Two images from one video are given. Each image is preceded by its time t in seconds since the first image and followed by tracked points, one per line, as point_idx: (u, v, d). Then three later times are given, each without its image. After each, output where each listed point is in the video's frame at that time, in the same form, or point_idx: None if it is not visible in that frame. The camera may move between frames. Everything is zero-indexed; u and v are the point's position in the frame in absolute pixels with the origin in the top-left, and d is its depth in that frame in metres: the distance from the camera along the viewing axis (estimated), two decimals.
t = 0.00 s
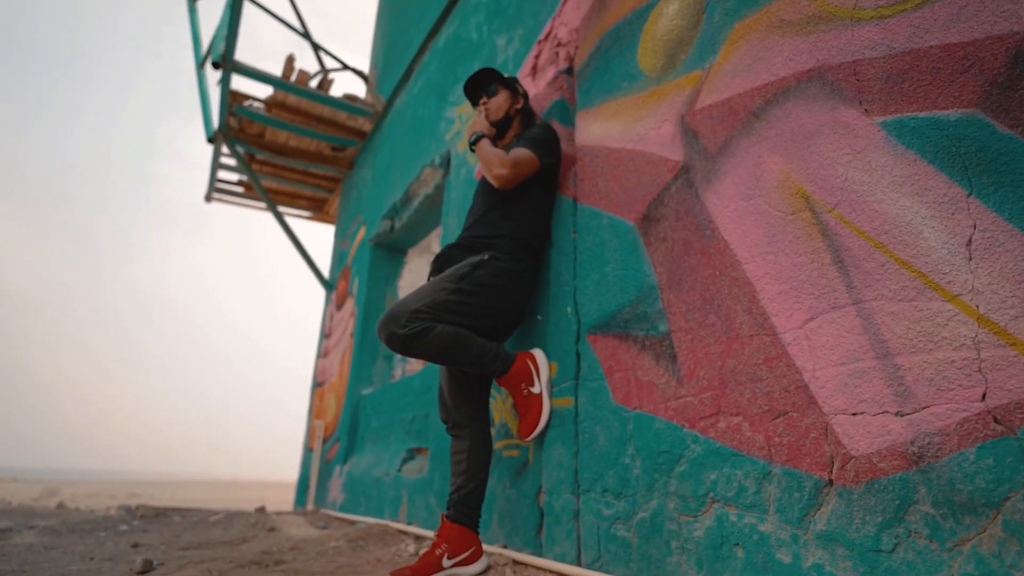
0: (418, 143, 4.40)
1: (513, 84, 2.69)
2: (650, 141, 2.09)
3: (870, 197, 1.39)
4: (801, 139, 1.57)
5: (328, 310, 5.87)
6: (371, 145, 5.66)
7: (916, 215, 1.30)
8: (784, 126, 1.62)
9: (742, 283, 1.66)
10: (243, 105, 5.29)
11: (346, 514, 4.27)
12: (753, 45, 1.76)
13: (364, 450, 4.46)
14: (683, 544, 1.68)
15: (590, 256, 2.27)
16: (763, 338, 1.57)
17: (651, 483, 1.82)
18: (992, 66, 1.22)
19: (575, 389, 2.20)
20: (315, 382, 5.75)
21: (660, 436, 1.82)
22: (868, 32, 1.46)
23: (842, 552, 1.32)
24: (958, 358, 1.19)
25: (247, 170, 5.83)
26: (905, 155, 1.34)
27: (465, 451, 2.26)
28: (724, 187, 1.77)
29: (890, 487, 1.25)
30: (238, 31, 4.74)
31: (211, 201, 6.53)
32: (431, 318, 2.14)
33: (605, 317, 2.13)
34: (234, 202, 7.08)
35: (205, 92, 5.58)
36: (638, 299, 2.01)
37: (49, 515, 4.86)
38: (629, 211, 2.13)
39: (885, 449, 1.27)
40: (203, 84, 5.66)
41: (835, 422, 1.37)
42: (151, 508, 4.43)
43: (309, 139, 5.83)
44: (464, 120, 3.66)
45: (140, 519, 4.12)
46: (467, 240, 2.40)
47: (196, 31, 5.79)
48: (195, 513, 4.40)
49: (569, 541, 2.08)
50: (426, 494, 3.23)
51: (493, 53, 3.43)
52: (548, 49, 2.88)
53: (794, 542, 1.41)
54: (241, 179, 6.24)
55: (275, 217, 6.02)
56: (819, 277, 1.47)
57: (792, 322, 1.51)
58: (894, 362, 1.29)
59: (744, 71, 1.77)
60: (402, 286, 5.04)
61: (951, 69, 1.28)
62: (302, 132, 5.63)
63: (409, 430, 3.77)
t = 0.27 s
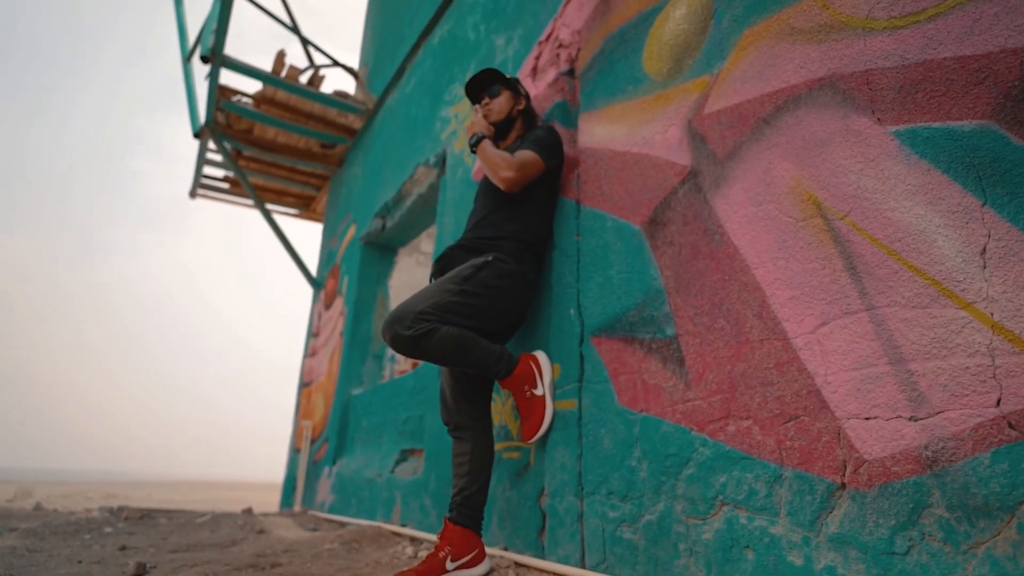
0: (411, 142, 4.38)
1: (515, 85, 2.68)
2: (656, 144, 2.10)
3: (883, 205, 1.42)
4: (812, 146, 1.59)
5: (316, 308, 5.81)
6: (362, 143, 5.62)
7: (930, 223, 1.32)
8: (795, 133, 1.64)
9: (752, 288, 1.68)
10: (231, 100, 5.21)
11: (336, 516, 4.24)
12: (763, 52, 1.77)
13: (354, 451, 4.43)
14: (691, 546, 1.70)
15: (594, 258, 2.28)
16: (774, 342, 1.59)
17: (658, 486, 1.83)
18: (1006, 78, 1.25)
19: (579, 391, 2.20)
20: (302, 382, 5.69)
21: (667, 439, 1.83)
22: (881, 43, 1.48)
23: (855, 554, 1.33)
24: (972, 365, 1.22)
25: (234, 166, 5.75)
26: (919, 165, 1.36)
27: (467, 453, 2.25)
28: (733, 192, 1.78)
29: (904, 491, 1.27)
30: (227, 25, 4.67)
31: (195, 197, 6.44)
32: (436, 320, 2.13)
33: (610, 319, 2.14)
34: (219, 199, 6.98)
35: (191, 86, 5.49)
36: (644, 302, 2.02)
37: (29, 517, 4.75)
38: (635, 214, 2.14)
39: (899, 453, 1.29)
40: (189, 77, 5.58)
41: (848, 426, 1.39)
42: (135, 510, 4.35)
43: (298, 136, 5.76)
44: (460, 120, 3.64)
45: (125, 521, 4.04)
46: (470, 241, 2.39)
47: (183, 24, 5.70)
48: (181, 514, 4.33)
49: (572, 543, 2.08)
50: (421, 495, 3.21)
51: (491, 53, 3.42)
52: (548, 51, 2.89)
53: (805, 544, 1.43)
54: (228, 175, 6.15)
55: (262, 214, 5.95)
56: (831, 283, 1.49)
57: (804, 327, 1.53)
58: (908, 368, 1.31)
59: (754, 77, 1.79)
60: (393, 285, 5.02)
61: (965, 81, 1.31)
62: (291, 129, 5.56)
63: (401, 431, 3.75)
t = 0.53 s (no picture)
0: (405, 140, 4.35)
1: (518, 86, 2.68)
2: (663, 148, 2.12)
3: (897, 212, 1.44)
4: (825, 153, 1.61)
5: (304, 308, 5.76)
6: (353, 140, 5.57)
7: (944, 232, 1.35)
8: (806, 140, 1.66)
9: (762, 293, 1.69)
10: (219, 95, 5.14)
11: (327, 517, 4.20)
12: (773, 59, 1.79)
13: (345, 452, 4.39)
14: (700, 549, 1.71)
15: (598, 261, 2.28)
16: (786, 347, 1.61)
17: (666, 489, 1.84)
18: (1021, 91, 1.27)
19: (583, 393, 2.21)
20: (290, 381, 5.63)
21: (676, 442, 1.84)
22: (894, 53, 1.51)
23: (869, 557, 1.35)
24: (988, 371, 1.24)
25: (222, 163, 5.67)
26: (933, 174, 1.38)
27: (471, 455, 2.25)
28: (743, 197, 1.80)
29: (919, 494, 1.29)
30: (217, 19, 4.61)
31: (181, 194, 6.35)
32: (442, 321, 2.12)
33: (616, 322, 2.15)
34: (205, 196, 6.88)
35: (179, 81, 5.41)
36: (651, 305, 2.03)
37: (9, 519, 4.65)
38: (641, 217, 2.15)
39: (913, 457, 1.31)
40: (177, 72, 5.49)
41: (861, 431, 1.41)
42: (121, 512, 4.28)
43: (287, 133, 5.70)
44: (457, 119, 3.63)
45: (111, 523, 3.98)
46: (474, 243, 2.38)
47: (170, 18, 5.61)
48: (169, 516, 4.27)
49: (577, 546, 2.09)
50: (417, 497, 3.20)
51: (490, 53, 3.42)
52: (550, 52, 2.89)
53: (818, 547, 1.45)
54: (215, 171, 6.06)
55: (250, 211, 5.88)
56: (843, 289, 1.51)
57: (816, 333, 1.55)
58: (922, 374, 1.33)
59: (764, 84, 1.81)
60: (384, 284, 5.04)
61: (980, 92, 1.33)
62: (281, 125, 5.50)
63: (395, 432, 3.73)
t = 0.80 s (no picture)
0: (400, 139, 4.33)
1: (521, 87, 2.67)
2: (670, 152, 2.12)
3: (909, 219, 1.45)
4: (836, 160, 1.62)
5: (295, 307, 5.71)
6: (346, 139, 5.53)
7: (957, 239, 1.36)
8: (817, 146, 1.67)
9: (772, 297, 1.71)
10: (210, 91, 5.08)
11: (319, 519, 4.17)
12: (783, 64, 1.81)
13: (338, 452, 4.36)
14: (709, 551, 1.72)
15: (603, 263, 2.29)
16: (796, 351, 1.62)
17: (674, 491, 1.85)
18: None
19: (588, 396, 2.21)
20: (280, 381, 5.58)
21: (684, 444, 1.85)
22: (906, 61, 1.52)
23: (881, 559, 1.37)
24: (1001, 377, 1.26)
25: (212, 159, 5.60)
26: (946, 182, 1.40)
27: (475, 457, 2.24)
28: (752, 202, 1.81)
29: (932, 498, 1.31)
30: (209, 14, 4.55)
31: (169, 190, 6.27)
32: (448, 323, 2.11)
33: (621, 325, 2.15)
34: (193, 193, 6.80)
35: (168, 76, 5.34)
36: (658, 308, 2.04)
37: None
38: (647, 220, 2.15)
39: (926, 461, 1.33)
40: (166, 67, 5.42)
41: (873, 435, 1.43)
42: (108, 513, 4.22)
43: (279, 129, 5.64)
44: (455, 119, 3.62)
45: (99, 525, 3.93)
46: (478, 243, 2.37)
47: (159, 11, 5.53)
48: (158, 517, 4.21)
49: (582, 548, 2.09)
50: (415, 498, 3.18)
51: (490, 53, 3.41)
52: (552, 53, 2.89)
53: (829, 550, 1.46)
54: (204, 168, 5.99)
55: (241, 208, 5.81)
56: (855, 294, 1.53)
57: (827, 337, 1.56)
58: (935, 379, 1.35)
59: (774, 89, 1.82)
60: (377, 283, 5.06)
61: (993, 101, 1.35)
62: (273, 122, 5.45)
63: (391, 433, 3.71)
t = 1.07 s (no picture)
0: (395, 138, 4.31)
1: (525, 87, 2.66)
2: (679, 156, 2.13)
3: (924, 227, 1.47)
4: (849, 167, 1.64)
5: (285, 306, 5.65)
6: (337, 136, 5.49)
7: (973, 247, 1.38)
8: (829, 153, 1.69)
9: (784, 302, 1.72)
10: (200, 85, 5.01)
11: (311, 521, 4.13)
12: (795, 71, 1.82)
13: (330, 454, 4.32)
14: (720, 554, 1.73)
15: (609, 266, 2.29)
16: (809, 356, 1.63)
17: (683, 494, 1.85)
18: None
19: (594, 399, 2.21)
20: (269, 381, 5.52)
21: (693, 448, 1.86)
22: (920, 70, 1.54)
23: (896, 563, 1.38)
24: (1017, 383, 1.28)
25: (200, 155, 5.51)
26: (961, 191, 1.42)
27: (480, 460, 2.23)
28: (763, 207, 1.82)
29: (948, 502, 1.33)
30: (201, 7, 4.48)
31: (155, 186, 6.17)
32: (456, 325, 2.10)
33: (628, 328, 2.16)
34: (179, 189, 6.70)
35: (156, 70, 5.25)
36: (666, 311, 2.04)
37: None
38: (655, 224, 2.16)
39: (942, 466, 1.35)
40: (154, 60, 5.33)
41: (888, 439, 1.45)
42: (94, 516, 4.14)
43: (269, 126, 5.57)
44: (453, 118, 3.61)
45: (86, 528, 3.86)
46: (483, 245, 2.36)
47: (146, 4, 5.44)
48: (145, 520, 4.14)
49: (588, 551, 2.09)
50: (412, 500, 3.16)
51: (490, 52, 3.39)
52: (555, 54, 2.89)
53: (843, 553, 1.47)
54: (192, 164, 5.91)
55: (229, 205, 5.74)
56: (869, 301, 1.54)
57: (840, 342, 1.58)
58: (950, 385, 1.37)
59: (785, 95, 1.83)
60: (369, 283, 4.95)
61: (1009, 112, 1.37)
62: (263, 119, 5.38)
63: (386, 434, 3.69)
